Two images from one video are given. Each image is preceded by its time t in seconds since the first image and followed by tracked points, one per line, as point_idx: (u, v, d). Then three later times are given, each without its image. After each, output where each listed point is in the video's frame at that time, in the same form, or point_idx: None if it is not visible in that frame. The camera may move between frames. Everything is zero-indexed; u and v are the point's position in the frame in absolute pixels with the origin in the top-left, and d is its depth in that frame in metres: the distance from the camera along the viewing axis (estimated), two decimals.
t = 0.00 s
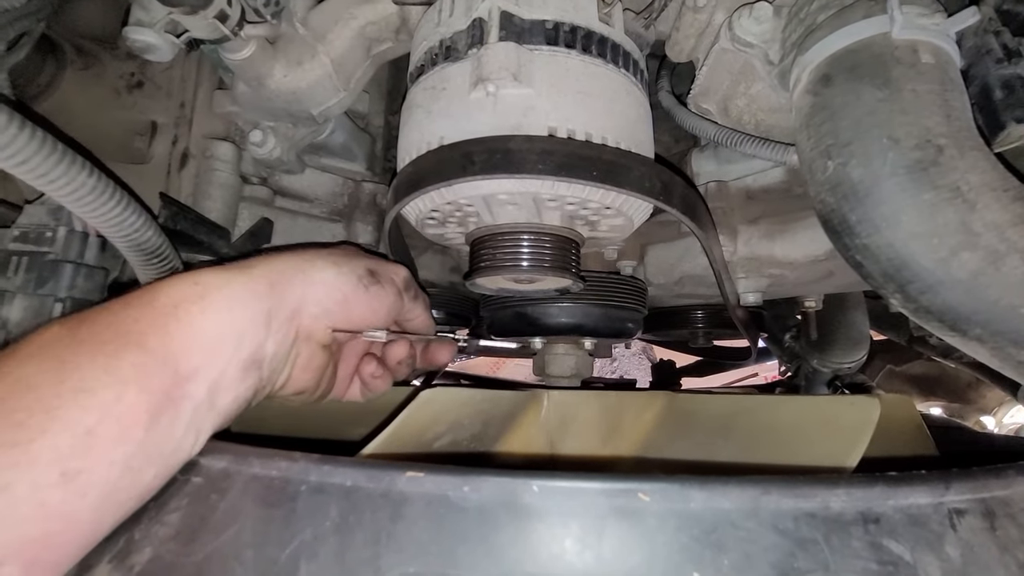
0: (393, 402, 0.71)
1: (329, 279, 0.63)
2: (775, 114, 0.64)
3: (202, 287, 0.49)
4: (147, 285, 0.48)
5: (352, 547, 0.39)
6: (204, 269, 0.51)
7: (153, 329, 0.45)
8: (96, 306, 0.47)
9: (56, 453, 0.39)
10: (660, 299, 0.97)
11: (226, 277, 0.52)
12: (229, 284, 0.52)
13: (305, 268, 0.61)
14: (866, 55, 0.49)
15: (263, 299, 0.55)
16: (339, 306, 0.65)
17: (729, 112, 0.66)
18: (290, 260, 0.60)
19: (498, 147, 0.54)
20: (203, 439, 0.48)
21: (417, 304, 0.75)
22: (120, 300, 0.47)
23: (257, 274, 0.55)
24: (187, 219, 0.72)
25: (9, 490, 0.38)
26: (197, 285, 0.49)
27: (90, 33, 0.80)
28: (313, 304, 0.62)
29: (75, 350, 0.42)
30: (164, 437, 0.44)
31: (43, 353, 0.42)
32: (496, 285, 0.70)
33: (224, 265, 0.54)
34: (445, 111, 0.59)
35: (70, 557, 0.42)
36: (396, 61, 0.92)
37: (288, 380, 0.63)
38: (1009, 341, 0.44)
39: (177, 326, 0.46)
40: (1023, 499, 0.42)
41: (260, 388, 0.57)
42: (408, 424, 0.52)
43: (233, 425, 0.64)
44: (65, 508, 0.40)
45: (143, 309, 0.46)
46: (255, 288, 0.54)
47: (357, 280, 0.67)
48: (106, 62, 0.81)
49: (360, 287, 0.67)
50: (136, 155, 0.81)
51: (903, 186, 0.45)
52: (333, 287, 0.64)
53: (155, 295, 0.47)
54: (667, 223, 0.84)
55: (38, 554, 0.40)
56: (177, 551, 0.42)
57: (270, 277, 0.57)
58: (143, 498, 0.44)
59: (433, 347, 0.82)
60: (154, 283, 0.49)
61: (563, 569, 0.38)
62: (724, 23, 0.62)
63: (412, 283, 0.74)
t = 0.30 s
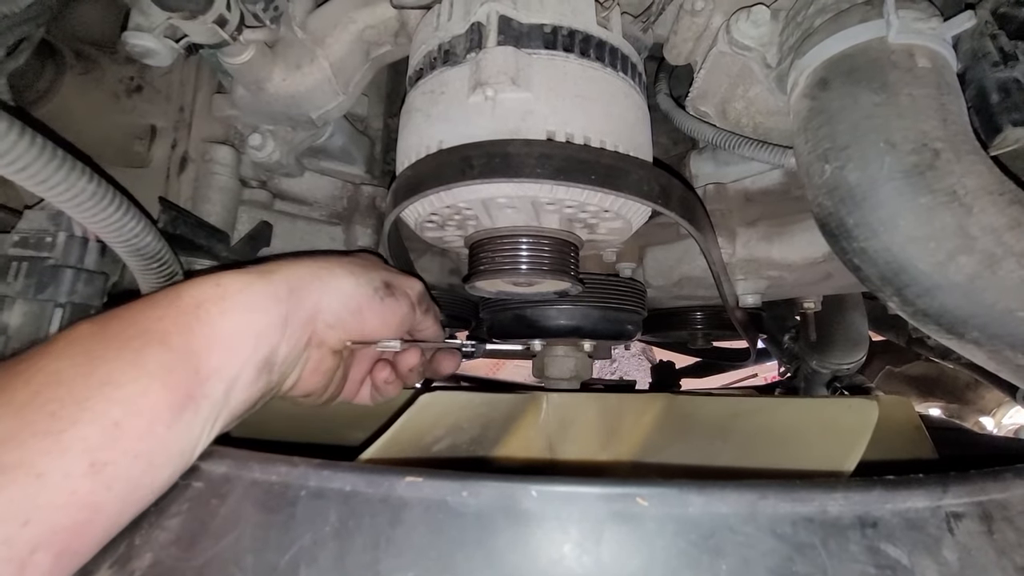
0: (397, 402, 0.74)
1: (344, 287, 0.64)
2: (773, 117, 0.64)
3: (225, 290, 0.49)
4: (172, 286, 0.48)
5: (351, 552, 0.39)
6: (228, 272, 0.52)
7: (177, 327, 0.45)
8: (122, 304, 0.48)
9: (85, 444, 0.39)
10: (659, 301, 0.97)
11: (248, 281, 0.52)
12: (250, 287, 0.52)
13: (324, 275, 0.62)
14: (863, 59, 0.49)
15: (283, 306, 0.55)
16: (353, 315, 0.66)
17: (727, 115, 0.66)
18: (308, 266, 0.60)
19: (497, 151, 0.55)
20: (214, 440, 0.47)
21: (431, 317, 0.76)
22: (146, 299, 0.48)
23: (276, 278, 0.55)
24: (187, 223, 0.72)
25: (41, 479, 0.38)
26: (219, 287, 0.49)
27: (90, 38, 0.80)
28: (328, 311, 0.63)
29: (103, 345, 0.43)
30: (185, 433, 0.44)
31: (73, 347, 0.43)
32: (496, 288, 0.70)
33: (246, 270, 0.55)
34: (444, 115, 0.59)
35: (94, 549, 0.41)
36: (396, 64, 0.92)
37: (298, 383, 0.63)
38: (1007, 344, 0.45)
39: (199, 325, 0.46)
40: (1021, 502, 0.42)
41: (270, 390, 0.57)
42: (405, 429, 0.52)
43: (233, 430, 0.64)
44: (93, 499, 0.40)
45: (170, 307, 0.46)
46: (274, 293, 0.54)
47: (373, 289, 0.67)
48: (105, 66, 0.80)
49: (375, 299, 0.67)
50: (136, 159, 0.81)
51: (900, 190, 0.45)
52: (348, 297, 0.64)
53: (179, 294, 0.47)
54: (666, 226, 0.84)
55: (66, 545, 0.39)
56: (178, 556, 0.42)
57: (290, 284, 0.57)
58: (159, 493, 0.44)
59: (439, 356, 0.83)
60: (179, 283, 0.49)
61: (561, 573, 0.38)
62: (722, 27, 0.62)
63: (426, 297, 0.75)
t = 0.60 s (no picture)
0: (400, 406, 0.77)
1: (346, 291, 0.64)
2: (772, 120, 0.64)
3: (228, 293, 0.49)
4: (176, 289, 0.48)
5: (349, 557, 0.39)
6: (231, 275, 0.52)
7: (181, 329, 0.45)
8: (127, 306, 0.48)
9: (93, 443, 0.39)
10: (658, 302, 0.97)
11: (251, 283, 0.52)
12: (253, 290, 0.52)
13: (326, 278, 0.61)
14: (860, 63, 0.49)
15: (284, 309, 0.55)
16: (355, 318, 0.66)
17: (725, 117, 0.66)
18: (310, 269, 0.60)
19: (495, 155, 0.55)
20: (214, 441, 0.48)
21: (436, 323, 0.78)
22: (150, 300, 0.48)
23: (279, 281, 0.55)
24: (185, 226, 0.72)
25: (49, 477, 0.38)
26: (222, 289, 0.49)
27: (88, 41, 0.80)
28: (329, 314, 0.63)
29: (109, 347, 0.43)
30: (188, 433, 0.44)
31: (80, 349, 0.43)
32: (495, 290, 0.70)
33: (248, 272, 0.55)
34: (441, 118, 0.59)
35: (100, 547, 0.41)
36: (394, 67, 0.92)
37: (298, 385, 0.64)
38: (1004, 348, 0.45)
39: (201, 327, 0.46)
40: (1018, 505, 0.42)
41: (269, 393, 0.57)
42: (405, 432, 0.51)
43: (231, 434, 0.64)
44: (100, 498, 0.40)
45: (174, 309, 0.46)
46: (276, 295, 0.54)
47: (376, 293, 0.67)
48: (103, 69, 0.80)
49: (376, 303, 0.67)
50: (134, 162, 0.82)
51: (897, 193, 0.45)
52: (349, 301, 0.64)
53: (182, 297, 0.47)
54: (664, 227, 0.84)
55: (74, 544, 0.39)
56: (175, 560, 0.42)
57: (292, 287, 0.57)
58: (162, 493, 0.44)
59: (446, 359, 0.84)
60: (183, 285, 0.49)
61: None
62: (719, 29, 0.62)
63: (429, 303, 0.75)
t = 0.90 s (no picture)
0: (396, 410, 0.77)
1: (337, 292, 0.64)
2: (771, 121, 0.64)
3: (214, 296, 0.50)
4: (163, 294, 0.48)
5: (346, 562, 0.39)
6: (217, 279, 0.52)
7: (168, 333, 0.45)
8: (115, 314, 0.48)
9: (79, 449, 0.39)
10: (657, 303, 0.97)
11: (238, 286, 0.52)
12: (241, 292, 0.52)
13: (317, 280, 0.62)
14: (859, 64, 0.49)
15: (274, 311, 0.55)
16: (347, 319, 0.66)
17: (724, 118, 0.66)
18: (301, 271, 0.61)
19: (493, 157, 0.54)
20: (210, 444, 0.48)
21: (433, 325, 0.78)
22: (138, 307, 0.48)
23: (268, 282, 0.56)
24: (182, 229, 0.72)
25: (35, 483, 0.38)
26: (209, 293, 0.50)
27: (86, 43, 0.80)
28: (320, 316, 0.63)
29: (95, 352, 0.43)
30: (179, 437, 0.44)
31: (66, 357, 0.43)
32: (494, 293, 0.69)
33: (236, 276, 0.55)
34: (439, 120, 0.59)
35: (92, 554, 0.41)
36: (393, 68, 0.92)
37: (294, 386, 0.66)
38: (1004, 351, 0.44)
39: (188, 330, 0.47)
40: (1019, 509, 0.42)
41: (264, 395, 0.57)
42: (403, 436, 0.52)
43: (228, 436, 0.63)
44: (89, 504, 0.40)
45: (161, 315, 0.46)
46: (265, 297, 0.54)
47: (368, 294, 0.67)
48: (100, 71, 0.80)
49: (368, 304, 0.67)
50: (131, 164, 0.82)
51: (896, 196, 0.45)
52: (340, 302, 0.64)
53: (168, 301, 0.48)
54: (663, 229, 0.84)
55: (64, 549, 0.39)
56: (171, 566, 0.42)
57: (281, 289, 0.57)
58: (156, 499, 0.44)
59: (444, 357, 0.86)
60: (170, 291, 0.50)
61: None
62: (718, 31, 0.62)
63: (425, 305, 0.75)
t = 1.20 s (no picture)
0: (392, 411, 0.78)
1: (330, 294, 0.64)
2: (769, 121, 0.64)
3: (207, 297, 0.50)
4: (155, 296, 0.48)
5: (347, 560, 0.39)
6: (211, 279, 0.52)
7: (158, 336, 0.45)
8: (108, 315, 0.48)
9: (67, 454, 0.40)
10: (657, 303, 0.97)
11: (231, 287, 0.52)
12: (234, 293, 0.52)
13: (310, 282, 0.61)
14: (857, 64, 0.49)
15: (268, 312, 0.55)
16: (343, 321, 0.66)
17: (723, 118, 0.66)
18: (295, 273, 0.60)
19: (493, 156, 0.55)
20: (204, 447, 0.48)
21: (422, 333, 0.78)
22: (130, 308, 0.48)
23: (262, 283, 0.56)
24: (182, 229, 0.72)
25: (21, 489, 0.38)
26: (202, 294, 0.49)
27: (87, 43, 0.80)
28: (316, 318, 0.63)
29: (85, 355, 0.43)
30: (168, 441, 0.44)
31: (56, 359, 0.43)
32: (493, 292, 0.70)
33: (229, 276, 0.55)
34: (439, 120, 0.59)
35: (83, 558, 0.42)
36: (393, 68, 0.92)
37: (288, 390, 0.63)
38: (1002, 349, 0.45)
39: (180, 332, 0.46)
40: (1017, 506, 0.42)
41: (261, 396, 0.57)
42: (404, 435, 0.53)
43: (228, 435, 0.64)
44: (76, 509, 0.40)
45: (152, 317, 0.46)
46: (259, 298, 0.54)
47: (361, 297, 0.67)
48: (100, 71, 0.80)
49: (362, 308, 0.67)
50: (131, 164, 0.82)
51: (894, 195, 0.45)
52: (335, 304, 0.64)
53: (160, 303, 0.47)
54: (662, 229, 0.84)
55: (52, 555, 0.40)
56: (173, 564, 0.42)
57: (275, 289, 0.57)
58: (148, 503, 0.44)
59: (430, 362, 0.82)
60: (162, 292, 0.50)
61: None
62: (717, 30, 0.62)
63: (416, 312, 0.76)
